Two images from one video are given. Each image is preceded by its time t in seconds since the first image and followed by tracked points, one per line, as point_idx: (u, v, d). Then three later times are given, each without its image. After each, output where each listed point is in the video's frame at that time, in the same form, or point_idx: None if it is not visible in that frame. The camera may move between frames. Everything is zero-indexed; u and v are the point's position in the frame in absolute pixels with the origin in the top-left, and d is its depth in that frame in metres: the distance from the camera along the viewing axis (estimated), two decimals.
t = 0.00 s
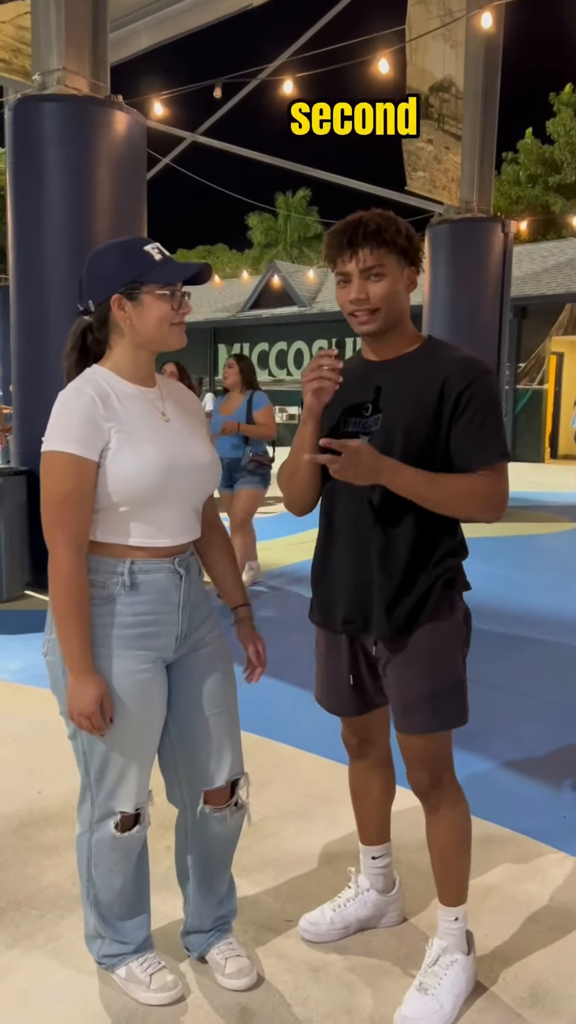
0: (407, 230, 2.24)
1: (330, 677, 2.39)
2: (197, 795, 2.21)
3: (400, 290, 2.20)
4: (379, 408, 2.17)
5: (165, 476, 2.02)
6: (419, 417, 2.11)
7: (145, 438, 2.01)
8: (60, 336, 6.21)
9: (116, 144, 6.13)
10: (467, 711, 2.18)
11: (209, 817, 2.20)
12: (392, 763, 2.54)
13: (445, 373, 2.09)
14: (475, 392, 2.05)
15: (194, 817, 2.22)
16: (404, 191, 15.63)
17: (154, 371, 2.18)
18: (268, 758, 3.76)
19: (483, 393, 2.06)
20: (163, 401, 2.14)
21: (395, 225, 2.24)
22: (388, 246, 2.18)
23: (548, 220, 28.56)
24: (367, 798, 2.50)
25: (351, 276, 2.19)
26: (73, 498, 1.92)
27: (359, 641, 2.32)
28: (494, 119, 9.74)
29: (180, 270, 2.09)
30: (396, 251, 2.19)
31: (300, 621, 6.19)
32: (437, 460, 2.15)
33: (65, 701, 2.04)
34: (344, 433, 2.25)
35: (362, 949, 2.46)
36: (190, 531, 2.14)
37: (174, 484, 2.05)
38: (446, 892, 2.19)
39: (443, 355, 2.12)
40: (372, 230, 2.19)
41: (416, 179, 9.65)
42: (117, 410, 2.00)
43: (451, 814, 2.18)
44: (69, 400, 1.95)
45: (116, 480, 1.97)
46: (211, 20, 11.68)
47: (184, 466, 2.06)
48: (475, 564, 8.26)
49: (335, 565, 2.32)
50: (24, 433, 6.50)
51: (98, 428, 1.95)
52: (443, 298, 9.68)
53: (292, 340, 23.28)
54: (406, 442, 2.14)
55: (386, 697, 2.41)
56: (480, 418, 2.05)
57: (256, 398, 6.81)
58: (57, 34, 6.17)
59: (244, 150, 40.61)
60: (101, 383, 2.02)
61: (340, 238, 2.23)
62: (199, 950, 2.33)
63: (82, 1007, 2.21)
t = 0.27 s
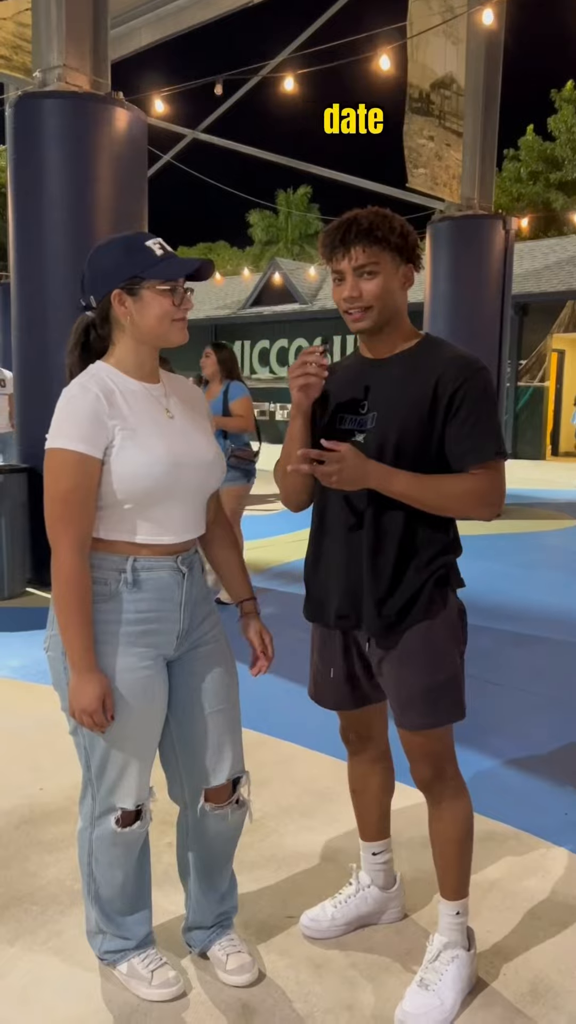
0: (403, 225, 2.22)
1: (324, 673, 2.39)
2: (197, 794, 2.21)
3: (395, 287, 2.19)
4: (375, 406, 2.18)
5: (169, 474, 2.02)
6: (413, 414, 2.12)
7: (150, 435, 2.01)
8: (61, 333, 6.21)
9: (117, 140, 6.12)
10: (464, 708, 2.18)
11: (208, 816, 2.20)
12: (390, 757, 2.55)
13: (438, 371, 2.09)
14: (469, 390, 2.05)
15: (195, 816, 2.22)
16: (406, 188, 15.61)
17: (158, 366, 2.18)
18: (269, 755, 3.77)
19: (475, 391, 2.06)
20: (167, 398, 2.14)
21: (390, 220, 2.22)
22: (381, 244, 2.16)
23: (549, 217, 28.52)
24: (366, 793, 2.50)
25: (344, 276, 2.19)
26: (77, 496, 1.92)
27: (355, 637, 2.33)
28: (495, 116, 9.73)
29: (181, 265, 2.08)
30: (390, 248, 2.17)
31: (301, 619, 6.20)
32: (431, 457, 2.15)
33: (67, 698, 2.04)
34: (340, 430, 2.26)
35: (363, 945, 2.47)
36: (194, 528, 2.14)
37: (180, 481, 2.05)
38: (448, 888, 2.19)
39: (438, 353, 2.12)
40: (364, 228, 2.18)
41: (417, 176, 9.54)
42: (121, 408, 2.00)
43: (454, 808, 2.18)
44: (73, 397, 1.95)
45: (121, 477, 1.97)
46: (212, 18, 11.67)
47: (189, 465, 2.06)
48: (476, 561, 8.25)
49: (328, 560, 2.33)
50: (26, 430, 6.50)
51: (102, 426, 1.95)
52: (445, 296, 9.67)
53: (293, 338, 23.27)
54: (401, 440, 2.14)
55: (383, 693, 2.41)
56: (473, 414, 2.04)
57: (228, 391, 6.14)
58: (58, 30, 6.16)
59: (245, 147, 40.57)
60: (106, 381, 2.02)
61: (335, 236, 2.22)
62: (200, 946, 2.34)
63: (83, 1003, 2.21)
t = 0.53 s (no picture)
0: (402, 214, 2.21)
1: (328, 669, 2.40)
2: (210, 791, 2.16)
3: (396, 279, 2.19)
4: (382, 403, 2.18)
5: (170, 471, 2.02)
6: (423, 414, 2.12)
7: (151, 433, 2.01)
8: (62, 329, 6.21)
9: (116, 137, 6.11)
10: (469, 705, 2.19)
11: (222, 813, 2.16)
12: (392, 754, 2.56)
13: (451, 370, 2.09)
14: (481, 391, 2.05)
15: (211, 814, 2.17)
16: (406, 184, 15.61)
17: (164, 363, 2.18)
18: (270, 751, 3.78)
19: (488, 392, 2.06)
20: (171, 396, 2.13)
21: (389, 211, 2.22)
22: (376, 239, 2.17)
23: (550, 213, 28.47)
24: (368, 789, 2.51)
25: (345, 274, 2.24)
26: (76, 495, 1.92)
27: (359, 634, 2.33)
28: (496, 112, 9.73)
29: (180, 259, 2.08)
30: (384, 239, 2.17)
31: (302, 615, 6.20)
32: (439, 456, 2.16)
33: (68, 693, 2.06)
34: (348, 426, 2.26)
35: (364, 939, 2.48)
36: (197, 524, 2.14)
37: (181, 480, 2.05)
38: (450, 881, 2.20)
39: (450, 352, 2.12)
40: (359, 225, 2.20)
41: (417, 172, 9.45)
42: (122, 406, 2.00)
43: (460, 802, 2.20)
44: (74, 396, 1.95)
45: (122, 477, 1.98)
46: (212, 14, 11.65)
47: (190, 462, 2.06)
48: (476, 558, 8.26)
49: (335, 556, 2.33)
50: (27, 427, 6.51)
51: (101, 426, 1.95)
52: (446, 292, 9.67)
53: (294, 334, 23.25)
54: (409, 438, 2.15)
55: (385, 690, 2.42)
56: (484, 416, 2.05)
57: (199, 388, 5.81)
58: (58, 27, 6.15)
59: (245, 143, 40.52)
60: (107, 379, 2.02)
61: (338, 236, 2.27)
62: (224, 950, 2.30)
63: (85, 997, 2.22)
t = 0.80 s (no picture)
0: (415, 206, 2.20)
1: (333, 664, 2.41)
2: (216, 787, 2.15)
3: (409, 271, 2.18)
4: (391, 397, 2.19)
5: (179, 467, 2.02)
6: (431, 412, 2.12)
7: (160, 429, 2.01)
8: (62, 324, 6.21)
9: (117, 132, 6.11)
10: (474, 700, 2.19)
11: (230, 808, 2.13)
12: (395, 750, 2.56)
13: (462, 368, 2.09)
14: (493, 389, 2.06)
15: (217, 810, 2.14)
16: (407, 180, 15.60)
17: (173, 361, 2.18)
18: (270, 745, 3.79)
19: (500, 390, 2.06)
20: (180, 392, 2.14)
21: (402, 203, 2.21)
22: (389, 231, 2.17)
23: (551, 209, 28.44)
24: (370, 783, 2.51)
25: (358, 266, 2.25)
26: (84, 489, 1.94)
27: (364, 629, 2.34)
28: (497, 107, 9.70)
29: (183, 256, 2.08)
30: (398, 231, 2.16)
31: (303, 610, 6.22)
32: (448, 453, 2.17)
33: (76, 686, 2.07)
34: (357, 421, 2.27)
35: (363, 932, 2.49)
36: (205, 519, 2.14)
37: (190, 475, 2.05)
38: (452, 876, 2.21)
39: (461, 350, 2.11)
40: (371, 218, 2.20)
41: (418, 168, 9.59)
42: (130, 401, 2.01)
43: (465, 797, 2.20)
44: (83, 391, 1.97)
45: (128, 472, 1.98)
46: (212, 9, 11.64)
47: (200, 458, 2.06)
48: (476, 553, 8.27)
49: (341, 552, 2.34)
50: (27, 422, 6.51)
51: (109, 421, 1.96)
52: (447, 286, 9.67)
53: (294, 330, 23.24)
54: (417, 434, 2.15)
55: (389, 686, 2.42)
56: (496, 414, 2.05)
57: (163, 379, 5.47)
58: (58, 21, 6.14)
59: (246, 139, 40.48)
60: (116, 375, 2.03)
61: (351, 229, 2.27)
62: (258, 967, 2.21)
63: (85, 988, 2.23)
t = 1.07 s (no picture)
0: (422, 198, 2.20)
1: (338, 657, 2.42)
2: (226, 781, 2.16)
3: (416, 265, 2.18)
4: (397, 393, 2.20)
5: (191, 461, 2.02)
6: (434, 408, 2.13)
7: (171, 422, 2.01)
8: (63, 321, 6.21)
9: (118, 127, 6.11)
10: (477, 698, 2.19)
11: (239, 802, 2.15)
12: (396, 746, 2.57)
13: (466, 365, 2.09)
14: (496, 385, 2.06)
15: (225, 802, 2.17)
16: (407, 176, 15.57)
17: (183, 355, 2.19)
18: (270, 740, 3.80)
19: (503, 386, 2.05)
20: (194, 387, 2.14)
21: (409, 197, 2.21)
22: (395, 225, 2.17)
23: (551, 205, 28.40)
24: (372, 777, 2.52)
25: (365, 260, 2.25)
26: (99, 480, 1.94)
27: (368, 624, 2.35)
28: (496, 103, 9.71)
29: (189, 250, 2.08)
30: (405, 225, 2.16)
31: (303, 606, 6.22)
32: (454, 449, 2.17)
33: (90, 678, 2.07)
34: (363, 416, 2.29)
35: (362, 925, 2.49)
36: (218, 514, 2.14)
37: (201, 470, 2.05)
38: (453, 870, 2.22)
39: (466, 346, 2.11)
40: (377, 212, 2.21)
41: (418, 163, 9.58)
42: (143, 394, 2.01)
43: (466, 793, 2.21)
44: (96, 383, 1.98)
45: (139, 462, 1.99)
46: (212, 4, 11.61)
47: (211, 452, 2.06)
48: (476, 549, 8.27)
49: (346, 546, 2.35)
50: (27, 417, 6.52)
51: (122, 412, 1.97)
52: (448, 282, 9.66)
53: (294, 326, 23.23)
54: (421, 430, 2.16)
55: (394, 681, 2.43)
56: (500, 411, 2.05)
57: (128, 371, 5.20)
58: (57, 17, 6.13)
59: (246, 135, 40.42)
60: (129, 368, 2.04)
61: (358, 224, 2.27)
62: (261, 963, 2.22)
63: (87, 981, 2.24)
